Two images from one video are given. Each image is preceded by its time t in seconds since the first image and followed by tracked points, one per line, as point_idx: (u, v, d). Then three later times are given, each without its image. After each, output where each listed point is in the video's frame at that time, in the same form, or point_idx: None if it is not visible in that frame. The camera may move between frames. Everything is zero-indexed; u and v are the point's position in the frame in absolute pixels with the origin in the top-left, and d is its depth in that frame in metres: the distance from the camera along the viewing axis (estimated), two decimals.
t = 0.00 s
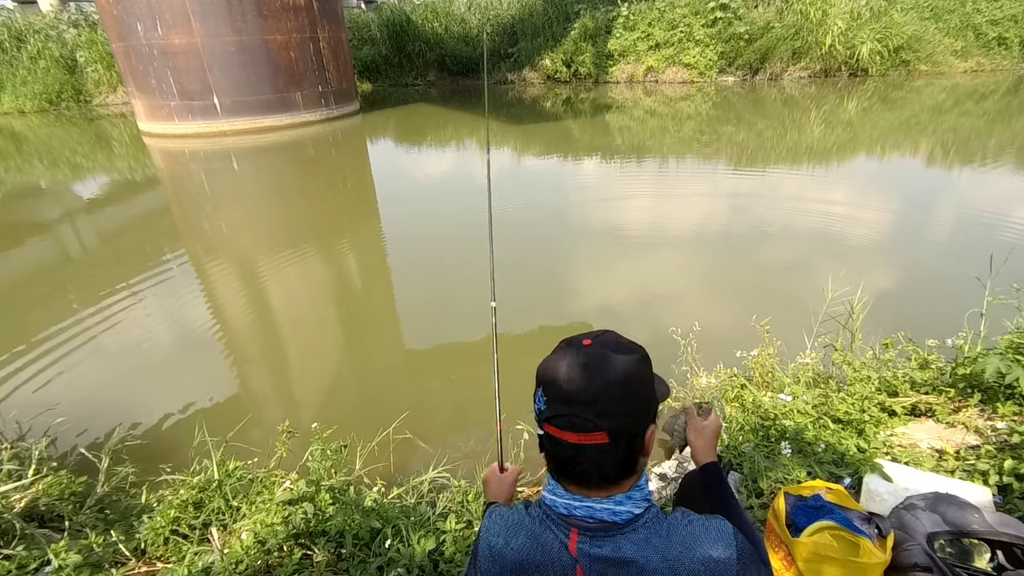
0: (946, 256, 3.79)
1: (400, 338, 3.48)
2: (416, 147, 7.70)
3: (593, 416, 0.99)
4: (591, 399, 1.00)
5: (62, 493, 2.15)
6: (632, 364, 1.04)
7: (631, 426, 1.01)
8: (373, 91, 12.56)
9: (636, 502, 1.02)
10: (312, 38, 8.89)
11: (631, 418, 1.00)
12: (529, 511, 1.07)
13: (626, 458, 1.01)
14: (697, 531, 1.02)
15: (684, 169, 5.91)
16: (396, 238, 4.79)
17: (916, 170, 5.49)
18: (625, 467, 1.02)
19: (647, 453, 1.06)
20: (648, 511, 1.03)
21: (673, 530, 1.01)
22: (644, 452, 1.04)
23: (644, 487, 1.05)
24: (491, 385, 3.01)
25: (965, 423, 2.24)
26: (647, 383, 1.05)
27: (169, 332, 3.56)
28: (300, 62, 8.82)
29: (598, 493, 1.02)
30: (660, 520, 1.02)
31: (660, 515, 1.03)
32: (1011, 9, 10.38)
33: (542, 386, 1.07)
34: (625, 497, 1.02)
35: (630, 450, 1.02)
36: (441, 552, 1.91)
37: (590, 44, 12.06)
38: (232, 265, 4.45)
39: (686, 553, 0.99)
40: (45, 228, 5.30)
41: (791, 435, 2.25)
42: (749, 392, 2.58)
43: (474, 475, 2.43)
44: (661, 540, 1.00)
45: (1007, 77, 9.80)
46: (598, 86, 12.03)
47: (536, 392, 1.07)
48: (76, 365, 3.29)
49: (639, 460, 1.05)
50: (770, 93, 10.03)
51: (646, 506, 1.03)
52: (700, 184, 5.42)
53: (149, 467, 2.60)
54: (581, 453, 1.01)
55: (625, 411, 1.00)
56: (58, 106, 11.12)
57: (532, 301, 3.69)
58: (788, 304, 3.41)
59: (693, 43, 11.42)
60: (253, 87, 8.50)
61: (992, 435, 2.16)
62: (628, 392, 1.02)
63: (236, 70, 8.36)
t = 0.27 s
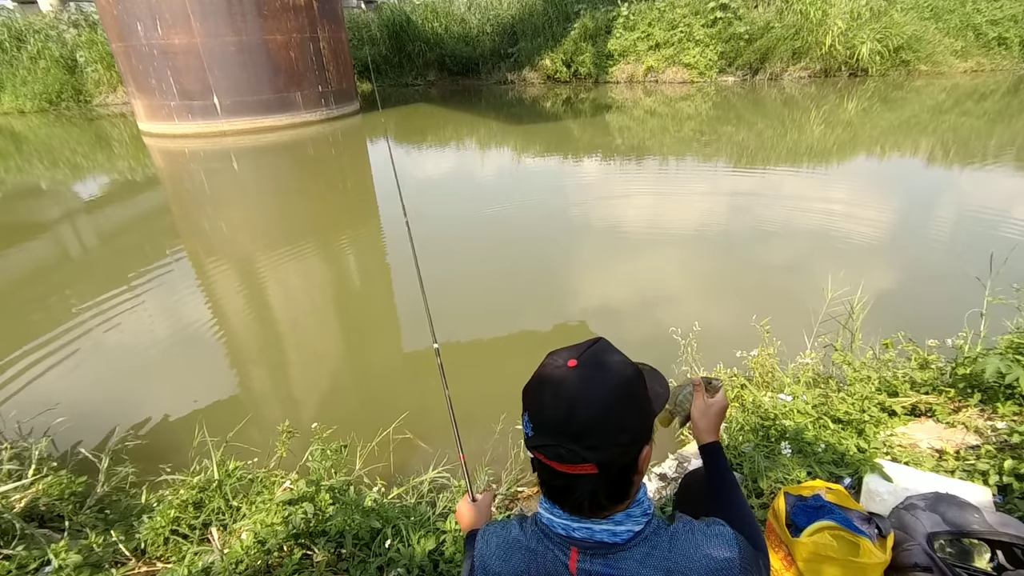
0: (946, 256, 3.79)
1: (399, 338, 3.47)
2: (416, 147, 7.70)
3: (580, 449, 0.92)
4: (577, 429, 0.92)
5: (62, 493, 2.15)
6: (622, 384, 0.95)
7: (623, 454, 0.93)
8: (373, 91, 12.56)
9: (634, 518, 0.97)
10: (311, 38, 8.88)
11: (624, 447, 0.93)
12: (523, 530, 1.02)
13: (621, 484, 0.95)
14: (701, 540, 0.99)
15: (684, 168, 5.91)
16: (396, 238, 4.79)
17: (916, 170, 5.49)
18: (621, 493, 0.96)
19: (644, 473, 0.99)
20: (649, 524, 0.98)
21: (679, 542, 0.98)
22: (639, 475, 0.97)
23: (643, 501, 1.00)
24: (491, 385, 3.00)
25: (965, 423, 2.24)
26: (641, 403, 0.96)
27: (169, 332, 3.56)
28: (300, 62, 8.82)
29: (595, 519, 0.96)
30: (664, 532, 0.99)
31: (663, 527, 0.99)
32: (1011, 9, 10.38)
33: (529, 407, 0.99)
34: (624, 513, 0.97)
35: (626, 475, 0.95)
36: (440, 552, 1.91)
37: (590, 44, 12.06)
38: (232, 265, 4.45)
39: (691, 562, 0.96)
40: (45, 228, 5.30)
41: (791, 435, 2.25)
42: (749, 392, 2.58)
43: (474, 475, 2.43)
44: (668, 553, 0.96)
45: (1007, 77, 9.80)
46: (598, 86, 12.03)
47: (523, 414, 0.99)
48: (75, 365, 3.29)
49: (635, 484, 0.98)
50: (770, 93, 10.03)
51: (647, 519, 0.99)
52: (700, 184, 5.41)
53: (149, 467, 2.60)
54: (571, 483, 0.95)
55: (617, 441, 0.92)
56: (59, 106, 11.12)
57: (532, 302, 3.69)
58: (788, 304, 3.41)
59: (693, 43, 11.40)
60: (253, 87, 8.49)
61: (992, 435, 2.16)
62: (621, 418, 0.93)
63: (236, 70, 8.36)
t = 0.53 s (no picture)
0: (946, 256, 3.79)
1: (400, 338, 3.48)
2: (415, 147, 7.70)
3: (565, 457, 0.91)
4: (565, 438, 0.91)
5: (62, 493, 2.15)
6: (608, 393, 0.94)
7: (611, 464, 0.92)
8: (373, 91, 12.56)
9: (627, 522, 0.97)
10: (311, 38, 8.88)
11: (612, 455, 0.92)
12: (514, 538, 1.03)
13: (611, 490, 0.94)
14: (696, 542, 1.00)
15: (684, 168, 5.91)
16: (396, 238, 4.79)
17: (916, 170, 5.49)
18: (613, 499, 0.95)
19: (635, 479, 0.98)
20: (641, 526, 0.98)
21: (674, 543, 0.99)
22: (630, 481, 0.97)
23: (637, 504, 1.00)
24: (490, 385, 3.01)
25: (965, 423, 2.24)
26: (628, 412, 0.95)
27: (170, 332, 3.56)
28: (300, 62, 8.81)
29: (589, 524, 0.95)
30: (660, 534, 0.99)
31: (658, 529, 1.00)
32: (1011, 9, 10.38)
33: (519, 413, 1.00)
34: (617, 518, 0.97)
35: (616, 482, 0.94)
36: (440, 552, 1.91)
37: (590, 44, 12.06)
38: (232, 265, 4.45)
39: (687, 561, 0.98)
40: (45, 228, 5.30)
41: (791, 434, 2.26)
42: (749, 392, 2.58)
43: (474, 475, 2.43)
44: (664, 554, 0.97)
45: (1006, 77, 9.80)
46: (598, 86, 12.03)
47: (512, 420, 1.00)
48: (75, 366, 3.29)
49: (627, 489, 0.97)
50: (770, 93, 10.03)
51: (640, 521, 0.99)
52: (700, 183, 5.41)
53: (149, 467, 2.60)
54: (561, 491, 0.94)
55: (605, 449, 0.91)
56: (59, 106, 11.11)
57: (531, 301, 3.70)
58: (788, 304, 3.41)
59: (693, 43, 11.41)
60: (253, 87, 8.49)
61: (992, 435, 2.16)
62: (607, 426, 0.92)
63: (236, 70, 8.36)
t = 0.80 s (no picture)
0: (946, 255, 3.79)
1: (399, 337, 3.47)
2: (416, 147, 7.70)
3: (566, 404, 1.00)
4: (567, 389, 1.00)
5: (62, 493, 2.15)
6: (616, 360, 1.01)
7: (608, 418, 0.99)
8: (373, 91, 12.56)
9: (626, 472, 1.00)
10: (311, 38, 8.88)
11: (609, 408, 0.99)
12: (518, 484, 1.06)
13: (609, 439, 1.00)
14: (699, 506, 0.98)
15: (685, 168, 5.90)
16: (396, 238, 4.79)
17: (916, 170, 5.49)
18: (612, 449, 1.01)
19: (636, 434, 1.04)
20: (639, 479, 1.01)
21: (675, 500, 0.98)
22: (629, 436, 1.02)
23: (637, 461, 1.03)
24: (490, 385, 3.01)
25: (965, 424, 2.24)
26: (631, 371, 1.02)
27: (170, 332, 3.56)
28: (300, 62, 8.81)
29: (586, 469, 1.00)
30: (660, 489, 0.99)
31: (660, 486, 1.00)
32: (1011, 9, 10.39)
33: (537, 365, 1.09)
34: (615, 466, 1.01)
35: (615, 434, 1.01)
36: (440, 552, 1.91)
37: (590, 44, 12.06)
38: (232, 265, 4.45)
39: (681, 527, 0.95)
40: (45, 228, 5.30)
41: (791, 435, 2.26)
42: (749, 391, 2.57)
43: (474, 475, 2.43)
44: (661, 509, 0.97)
45: (1007, 77, 9.80)
46: (598, 86, 12.03)
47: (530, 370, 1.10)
48: (76, 365, 3.29)
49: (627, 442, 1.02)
50: (770, 93, 10.03)
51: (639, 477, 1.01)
52: (700, 183, 5.41)
53: (149, 467, 2.60)
54: (562, 437, 1.02)
55: (603, 403, 0.98)
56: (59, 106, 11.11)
57: (531, 301, 3.69)
58: (788, 304, 3.41)
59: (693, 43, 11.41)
60: (253, 87, 8.49)
61: (992, 435, 2.16)
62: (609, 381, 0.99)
63: (236, 70, 8.35)
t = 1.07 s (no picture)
0: (945, 256, 3.79)
1: (399, 338, 3.48)
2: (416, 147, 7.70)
3: (605, 330, 1.23)
4: (609, 319, 1.22)
5: (62, 493, 2.15)
6: (653, 311, 1.20)
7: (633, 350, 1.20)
8: (372, 91, 12.56)
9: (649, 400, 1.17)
10: (312, 38, 8.88)
11: (637, 342, 1.19)
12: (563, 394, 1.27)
13: (630, 367, 1.21)
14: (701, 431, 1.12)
15: (685, 168, 5.89)
16: (396, 238, 4.79)
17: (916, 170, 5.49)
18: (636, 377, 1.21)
19: (662, 372, 1.21)
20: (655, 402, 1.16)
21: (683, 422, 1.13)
22: (655, 372, 1.20)
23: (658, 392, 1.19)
24: (490, 385, 3.01)
25: (965, 424, 2.24)
26: (664, 324, 1.20)
27: (170, 332, 3.56)
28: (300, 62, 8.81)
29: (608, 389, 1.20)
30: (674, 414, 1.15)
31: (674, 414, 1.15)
32: (1011, 9, 10.38)
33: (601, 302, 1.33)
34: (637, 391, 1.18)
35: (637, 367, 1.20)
36: (440, 552, 1.91)
37: (590, 44, 12.05)
38: (232, 265, 4.45)
39: (681, 451, 1.09)
40: (45, 228, 5.30)
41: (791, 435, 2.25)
42: (750, 392, 2.55)
43: (474, 475, 2.43)
44: (666, 427, 1.12)
45: (1007, 77, 9.79)
46: (598, 86, 12.01)
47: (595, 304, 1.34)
48: (76, 364, 3.29)
49: (652, 376, 1.21)
50: (770, 93, 10.02)
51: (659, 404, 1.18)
52: (700, 184, 5.41)
53: (149, 467, 2.60)
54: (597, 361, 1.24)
55: (632, 338, 1.20)
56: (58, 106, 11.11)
57: (531, 301, 3.70)
58: (788, 304, 3.41)
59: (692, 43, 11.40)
60: (253, 87, 8.50)
61: (992, 435, 2.16)
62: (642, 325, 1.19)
63: (236, 70, 8.36)
